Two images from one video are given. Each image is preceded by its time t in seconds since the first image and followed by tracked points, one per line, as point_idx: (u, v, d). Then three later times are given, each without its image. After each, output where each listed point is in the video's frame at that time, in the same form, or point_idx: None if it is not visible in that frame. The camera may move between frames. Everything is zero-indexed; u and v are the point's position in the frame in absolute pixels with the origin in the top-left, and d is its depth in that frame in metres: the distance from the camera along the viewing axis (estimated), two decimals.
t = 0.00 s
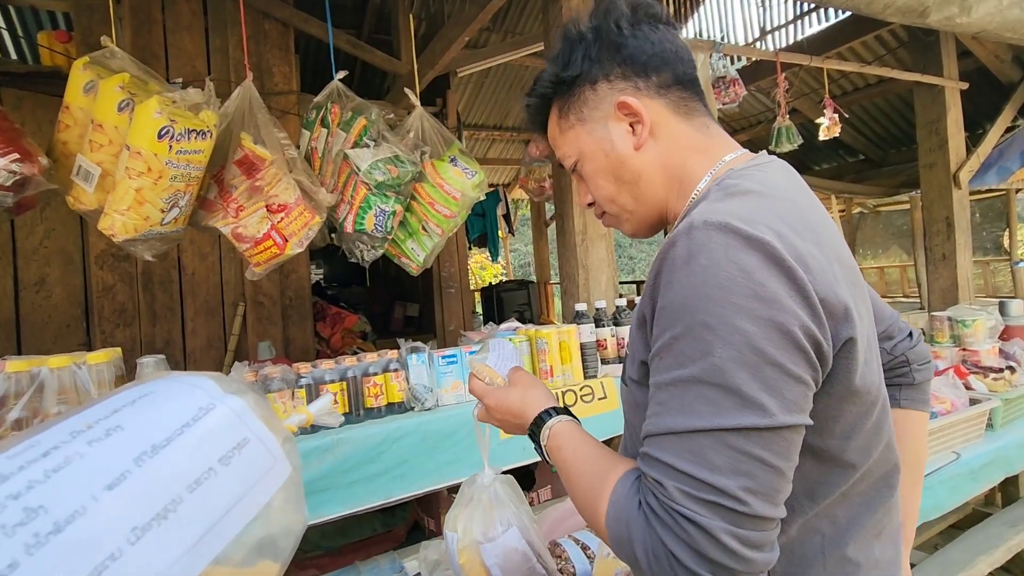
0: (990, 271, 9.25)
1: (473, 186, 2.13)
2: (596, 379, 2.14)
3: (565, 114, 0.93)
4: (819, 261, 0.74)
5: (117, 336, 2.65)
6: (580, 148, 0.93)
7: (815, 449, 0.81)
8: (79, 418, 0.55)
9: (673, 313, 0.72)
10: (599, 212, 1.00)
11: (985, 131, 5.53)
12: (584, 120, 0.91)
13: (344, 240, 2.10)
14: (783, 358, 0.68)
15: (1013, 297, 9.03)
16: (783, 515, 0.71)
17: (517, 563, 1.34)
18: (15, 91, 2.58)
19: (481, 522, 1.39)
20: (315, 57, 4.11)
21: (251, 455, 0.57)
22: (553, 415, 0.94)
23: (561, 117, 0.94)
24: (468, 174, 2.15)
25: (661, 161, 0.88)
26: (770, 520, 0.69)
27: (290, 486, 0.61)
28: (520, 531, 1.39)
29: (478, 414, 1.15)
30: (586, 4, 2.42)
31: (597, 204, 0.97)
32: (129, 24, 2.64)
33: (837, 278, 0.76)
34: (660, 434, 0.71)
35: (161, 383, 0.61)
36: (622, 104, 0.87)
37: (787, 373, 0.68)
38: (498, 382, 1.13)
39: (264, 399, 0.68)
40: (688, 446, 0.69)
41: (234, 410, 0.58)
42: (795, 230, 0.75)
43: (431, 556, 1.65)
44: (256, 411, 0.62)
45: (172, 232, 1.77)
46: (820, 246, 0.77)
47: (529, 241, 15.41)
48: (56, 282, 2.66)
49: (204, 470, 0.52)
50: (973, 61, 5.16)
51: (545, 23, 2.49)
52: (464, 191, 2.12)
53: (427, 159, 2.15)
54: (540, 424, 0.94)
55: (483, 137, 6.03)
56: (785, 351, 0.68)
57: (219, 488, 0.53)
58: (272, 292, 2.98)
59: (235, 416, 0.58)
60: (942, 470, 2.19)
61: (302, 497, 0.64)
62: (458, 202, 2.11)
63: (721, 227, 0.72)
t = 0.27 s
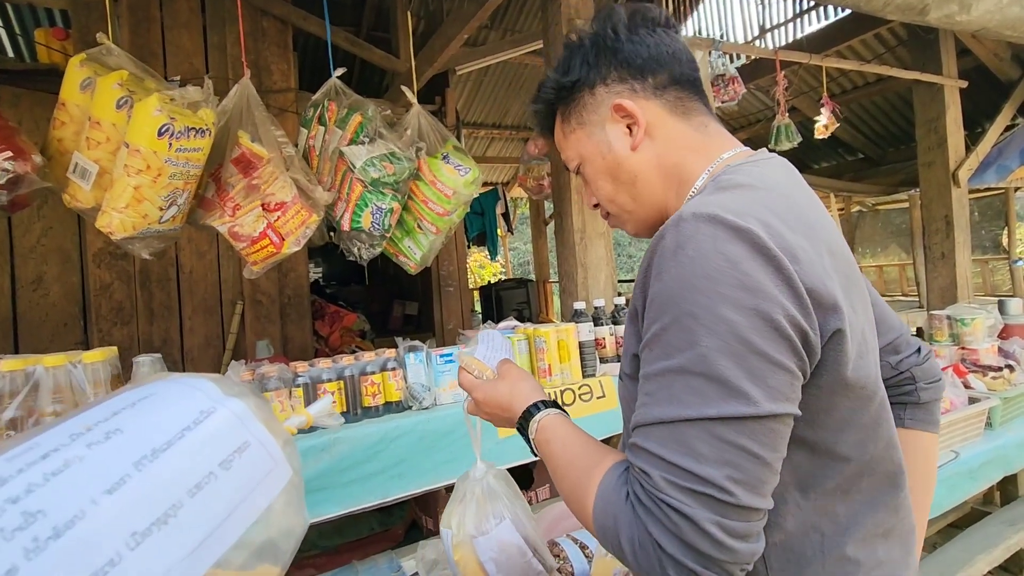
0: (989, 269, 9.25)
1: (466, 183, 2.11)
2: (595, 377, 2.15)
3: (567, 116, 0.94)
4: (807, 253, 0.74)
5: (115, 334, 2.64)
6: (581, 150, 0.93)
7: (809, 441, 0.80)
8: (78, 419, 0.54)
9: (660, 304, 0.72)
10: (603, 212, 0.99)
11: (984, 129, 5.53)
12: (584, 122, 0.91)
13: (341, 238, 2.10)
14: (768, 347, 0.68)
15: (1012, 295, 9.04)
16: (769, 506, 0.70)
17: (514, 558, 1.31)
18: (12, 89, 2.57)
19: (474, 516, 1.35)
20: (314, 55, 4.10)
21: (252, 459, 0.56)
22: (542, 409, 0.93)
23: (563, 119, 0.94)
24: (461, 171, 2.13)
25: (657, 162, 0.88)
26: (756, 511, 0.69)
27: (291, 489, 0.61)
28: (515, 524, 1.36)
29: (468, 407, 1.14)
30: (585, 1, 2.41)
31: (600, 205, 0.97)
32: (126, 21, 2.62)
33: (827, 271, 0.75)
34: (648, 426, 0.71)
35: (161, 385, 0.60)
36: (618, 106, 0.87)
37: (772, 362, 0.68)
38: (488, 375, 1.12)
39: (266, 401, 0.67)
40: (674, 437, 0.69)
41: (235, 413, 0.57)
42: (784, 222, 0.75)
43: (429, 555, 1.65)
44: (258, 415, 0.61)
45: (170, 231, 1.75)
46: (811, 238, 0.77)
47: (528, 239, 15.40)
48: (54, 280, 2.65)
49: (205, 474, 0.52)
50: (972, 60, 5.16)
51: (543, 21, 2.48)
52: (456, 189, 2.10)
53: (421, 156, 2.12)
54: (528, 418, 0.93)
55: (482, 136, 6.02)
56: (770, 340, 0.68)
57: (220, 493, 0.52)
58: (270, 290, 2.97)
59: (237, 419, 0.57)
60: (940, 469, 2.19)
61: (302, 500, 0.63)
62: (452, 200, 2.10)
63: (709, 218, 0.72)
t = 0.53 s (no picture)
0: (987, 268, 9.29)
1: (458, 181, 2.09)
2: (593, 376, 2.15)
3: (573, 111, 0.92)
4: (801, 246, 0.74)
5: (112, 333, 2.62)
6: (587, 146, 0.92)
7: (801, 437, 0.79)
8: (74, 427, 0.53)
9: (652, 297, 0.73)
10: (609, 209, 0.98)
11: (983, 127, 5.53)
12: (591, 118, 0.90)
13: (338, 236, 2.09)
14: (758, 337, 0.67)
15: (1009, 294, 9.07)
16: (759, 499, 0.70)
17: (483, 559, 1.29)
18: (8, 87, 2.55)
19: (451, 511, 1.33)
20: (312, 53, 4.08)
21: (248, 467, 0.54)
22: (534, 402, 0.92)
23: (570, 114, 0.93)
24: (454, 169, 2.11)
25: (665, 158, 0.87)
26: (746, 503, 0.69)
27: (289, 495, 0.59)
28: (491, 525, 1.33)
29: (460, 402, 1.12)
30: None
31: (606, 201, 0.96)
32: (123, 18, 2.61)
33: (821, 265, 0.75)
34: (637, 416, 0.72)
35: (157, 392, 0.59)
36: (627, 102, 0.86)
37: (762, 352, 0.68)
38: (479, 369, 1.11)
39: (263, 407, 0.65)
40: (662, 426, 0.69)
41: (231, 422, 0.56)
42: (778, 216, 0.75)
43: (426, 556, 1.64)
44: (254, 423, 0.59)
45: (169, 229, 1.74)
46: (806, 232, 0.76)
47: (527, 238, 15.39)
48: (51, 278, 2.64)
49: (199, 484, 0.50)
50: (971, 58, 5.16)
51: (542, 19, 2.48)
52: (448, 187, 2.09)
53: (416, 152, 2.13)
54: (520, 411, 0.92)
55: (481, 134, 6.01)
56: (759, 329, 0.68)
57: (215, 504, 0.51)
58: (268, 289, 2.96)
59: (231, 428, 0.55)
60: (939, 467, 2.19)
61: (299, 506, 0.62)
62: (444, 197, 2.08)
63: (702, 211, 0.73)
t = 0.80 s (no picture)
0: (985, 267, 9.31)
1: (454, 181, 2.09)
2: (591, 375, 2.14)
3: (587, 99, 0.91)
4: (812, 241, 0.74)
5: (111, 333, 2.62)
6: (600, 135, 0.90)
7: (808, 436, 0.79)
8: (73, 427, 0.53)
9: (661, 287, 0.73)
10: (615, 202, 0.96)
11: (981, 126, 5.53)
12: (608, 106, 0.89)
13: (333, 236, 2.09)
14: (767, 331, 0.67)
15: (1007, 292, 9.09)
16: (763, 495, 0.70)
17: (489, 544, 1.33)
18: (5, 86, 2.54)
19: (457, 500, 1.35)
20: (310, 52, 4.07)
21: (245, 470, 0.53)
22: (535, 394, 0.92)
23: (583, 103, 0.91)
24: (449, 168, 2.10)
25: (682, 152, 0.87)
26: (748, 498, 0.68)
27: (287, 497, 0.58)
28: (495, 510, 1.36)
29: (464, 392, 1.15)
30: None
31: (615, 194, 0.94)
32: (121, 17, 2.60)
33: (835, 262, 0.75)
34: (640, 407, 0.72)
35: (154, 394, 0.58)
36: (649, 91, 0.86)
37: (770, 347, 0.67)
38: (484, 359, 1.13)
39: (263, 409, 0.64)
40: (664, 418, 0.69)
41: (229, 424, 0.55)
42: (790, 211, 0.75)
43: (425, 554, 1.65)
44: (251, 425, 0.58)
45: (170, 228, 1.74)
46: (819, 229, 0.76)
47: (526, 237, 15.39)
48: (49, 278, 2.64)
49: (195, 487, 0.50)
50: (969, 57, 5.16)
51: (541, 17, 2.47)
52: (444, 186, 2.08)
53: (412, 151, 2.12)
54: (521, 402, 0.93)
55: (480, 133, 6.01)
56: (770, 325, 0.67)
57: (210, 508, 0.50)
58: (267, 288, 2.96)
59: (228, 430, 0.54)
60: (938, 465, 2.20)
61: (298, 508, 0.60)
62: (439, 197, 2.08)
63: (713, 204, 0.73)
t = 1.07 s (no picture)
0: (983, 265, 9.33)
1: (455, 180, 2.09)
2: (591, 374, 2.14)
3: (590, 95, 0.90)
4: (833, 256, 0.74)
5: (111, 333, 2.62)
6: (605, 133, 0.90)
7: (824, 450, 0.79)
8: (72, 429, 0.53)
9: (681, 298, 0.72)
10: (618, 201, 0.97)
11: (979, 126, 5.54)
12: (612, 103, 0.88)
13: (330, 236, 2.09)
14: (788, 356, 0.67)
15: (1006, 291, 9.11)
16: (773, 518, 0.71)
17: (523, 534, 1.33)
18: (4, 86, 2.54)
19: (484, 497, 1.35)
20: (309, 51, 4.07)
21: (244, 471, 0.54)
22: (546, 395, 0.94)
23: (586, 100, 0.91)
24: (450, 168, 2.11)
25: (691, 152, 0.88)
26: (758, 522, 0.69)
27: (287, 499, 0.59)
28: (524, 501, 1.37)
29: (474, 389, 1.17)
30: None
31: (619, 193, 0.94)
32: (119, 17, 2.59)
33: (860, 282, 0.75)
34: (652, 424, 0.72)
35: (155, 394, 0.58)
36: (657, 89, 0.85)
37: (789, 371, 0.68)
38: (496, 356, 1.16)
39: (261, 410, 0.64)
40: (677, 437, 0.70)
41: (229, 425, 0.55)
42: (811, 223, 0.75)
43: (426, 553, 1.65)
44: (251, 425, 0.58)
45: (169, 228, 1.73)
46: (841, 244, 0.76)
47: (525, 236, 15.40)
48: (48, 278, 2.64)
49: (196, 488, 0.50)
50: (968, 56, 5.17)
51: (540, 17, 2.48)
52: (445, 186, 2.08)
53: (411, 151, 2.13)
54: (532, 402, 0.94)
55: (479, 133, 6.01)
56: (791, 349, 0.68)
57: (211, 509, 0.50)
58: (267, 288, 2.96)
59: (229, 431, 0.55)
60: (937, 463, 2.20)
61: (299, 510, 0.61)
62: (440, 198, 2.09)
63: (736, 215, 0.72)
